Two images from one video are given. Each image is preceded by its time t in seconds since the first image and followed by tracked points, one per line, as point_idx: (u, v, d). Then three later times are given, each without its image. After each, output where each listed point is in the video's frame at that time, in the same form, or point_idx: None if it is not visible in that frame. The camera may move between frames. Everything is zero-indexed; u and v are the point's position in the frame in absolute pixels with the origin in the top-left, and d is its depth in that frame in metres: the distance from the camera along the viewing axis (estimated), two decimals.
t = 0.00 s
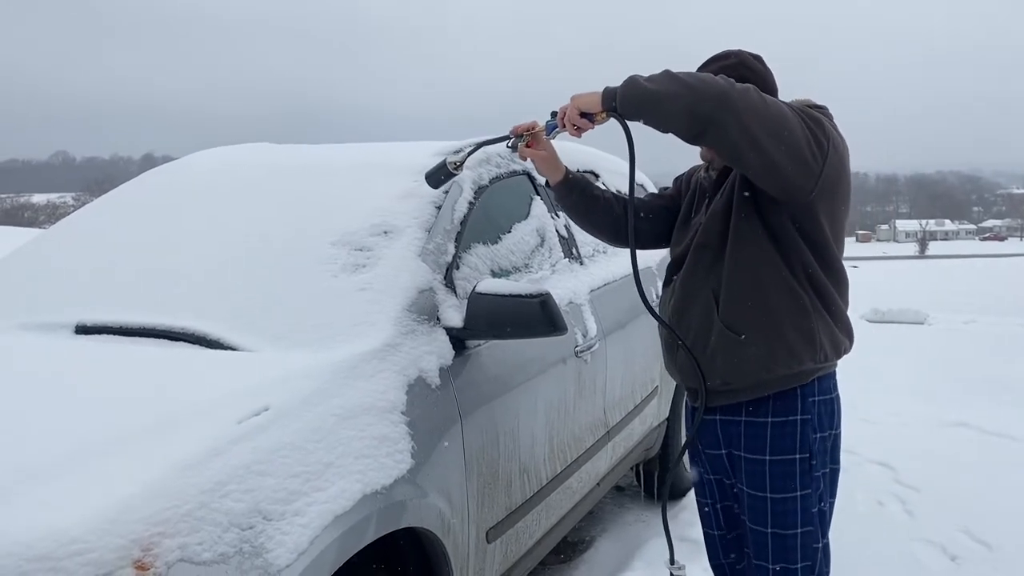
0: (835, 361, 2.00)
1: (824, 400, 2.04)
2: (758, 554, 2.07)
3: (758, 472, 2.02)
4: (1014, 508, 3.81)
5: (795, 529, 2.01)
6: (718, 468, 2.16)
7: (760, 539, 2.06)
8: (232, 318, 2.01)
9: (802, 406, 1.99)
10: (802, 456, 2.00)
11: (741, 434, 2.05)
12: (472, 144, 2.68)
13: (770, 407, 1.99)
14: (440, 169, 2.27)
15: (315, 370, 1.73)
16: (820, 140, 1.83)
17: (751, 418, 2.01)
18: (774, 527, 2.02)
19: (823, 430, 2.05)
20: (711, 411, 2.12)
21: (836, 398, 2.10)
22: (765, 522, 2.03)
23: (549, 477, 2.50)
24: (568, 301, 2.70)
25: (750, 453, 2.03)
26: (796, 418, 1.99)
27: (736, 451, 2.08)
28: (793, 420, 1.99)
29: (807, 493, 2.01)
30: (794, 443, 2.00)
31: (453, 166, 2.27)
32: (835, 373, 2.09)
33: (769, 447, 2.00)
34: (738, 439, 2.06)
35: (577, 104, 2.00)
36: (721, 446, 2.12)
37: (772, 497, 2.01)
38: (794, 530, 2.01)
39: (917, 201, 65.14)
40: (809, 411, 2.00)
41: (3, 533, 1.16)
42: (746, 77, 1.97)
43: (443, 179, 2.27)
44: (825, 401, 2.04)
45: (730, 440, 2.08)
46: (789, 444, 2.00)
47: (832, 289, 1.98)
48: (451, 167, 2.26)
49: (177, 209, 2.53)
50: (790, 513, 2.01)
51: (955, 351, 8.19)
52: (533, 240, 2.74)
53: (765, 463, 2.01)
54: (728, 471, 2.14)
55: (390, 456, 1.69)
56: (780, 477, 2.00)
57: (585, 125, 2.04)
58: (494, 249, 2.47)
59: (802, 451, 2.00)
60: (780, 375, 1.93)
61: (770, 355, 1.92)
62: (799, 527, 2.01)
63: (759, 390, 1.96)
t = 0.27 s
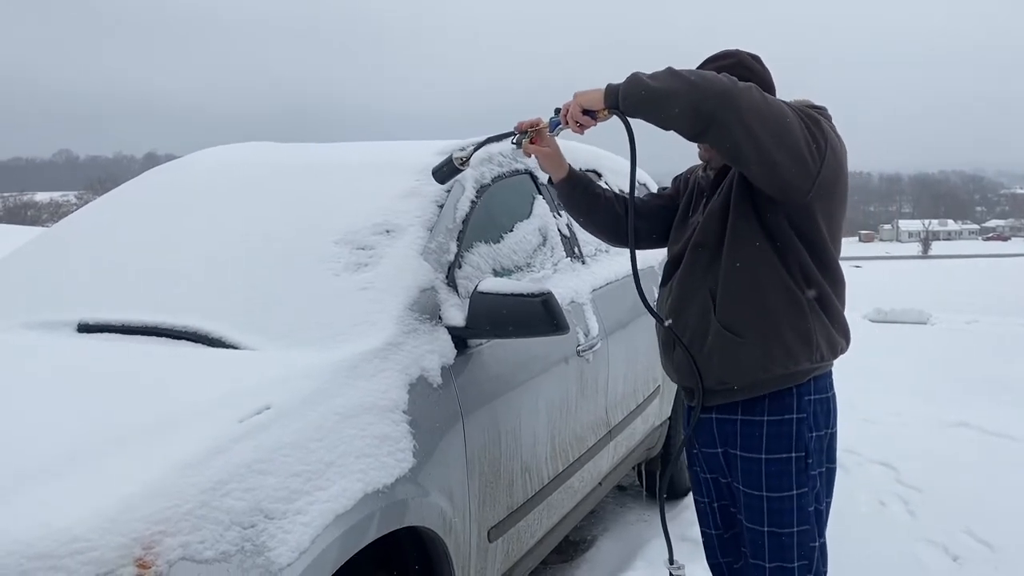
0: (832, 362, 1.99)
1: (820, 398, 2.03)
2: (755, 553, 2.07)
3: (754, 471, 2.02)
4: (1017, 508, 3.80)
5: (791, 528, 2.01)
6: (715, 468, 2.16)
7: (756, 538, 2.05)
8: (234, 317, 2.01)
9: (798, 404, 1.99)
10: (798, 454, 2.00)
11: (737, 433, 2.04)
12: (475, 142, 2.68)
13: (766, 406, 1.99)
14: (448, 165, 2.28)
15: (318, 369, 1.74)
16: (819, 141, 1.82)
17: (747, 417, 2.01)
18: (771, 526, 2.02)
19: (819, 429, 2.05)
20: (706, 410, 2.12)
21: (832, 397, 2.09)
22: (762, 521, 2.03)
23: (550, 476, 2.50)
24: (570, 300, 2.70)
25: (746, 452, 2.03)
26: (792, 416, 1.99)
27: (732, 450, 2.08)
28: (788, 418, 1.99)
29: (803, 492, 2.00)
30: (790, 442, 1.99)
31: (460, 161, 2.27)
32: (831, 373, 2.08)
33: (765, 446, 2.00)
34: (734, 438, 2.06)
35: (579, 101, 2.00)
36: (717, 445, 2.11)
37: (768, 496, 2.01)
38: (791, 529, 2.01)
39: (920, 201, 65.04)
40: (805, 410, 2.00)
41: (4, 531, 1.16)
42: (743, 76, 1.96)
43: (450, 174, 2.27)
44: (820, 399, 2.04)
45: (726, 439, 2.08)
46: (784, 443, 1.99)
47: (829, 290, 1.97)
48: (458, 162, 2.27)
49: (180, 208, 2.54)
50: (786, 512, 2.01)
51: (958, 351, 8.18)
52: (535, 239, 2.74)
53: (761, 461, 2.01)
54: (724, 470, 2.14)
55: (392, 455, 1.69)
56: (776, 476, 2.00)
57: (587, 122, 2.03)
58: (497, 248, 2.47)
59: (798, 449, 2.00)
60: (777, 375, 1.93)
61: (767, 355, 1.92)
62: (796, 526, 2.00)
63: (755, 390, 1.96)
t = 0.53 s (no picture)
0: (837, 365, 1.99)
1: (822, 400, 2.04)
2: (756, 554, 2.06)
3: (756, 472, 2.02)
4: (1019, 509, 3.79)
5: (793, 529, 2.01)
6: (716, 469, 2.16)
7: (758, 540, 2.05)
8: (236, 316, 2.01)
9: (800, 406, 1.99)
10: (801, 456, 2.00)
11: (739, 434, 2.04)
12: (477, 142, 2.68)
13: (769, 407, 1.99)
14: (451, 177, 2.22)
15: (320, 368, 1.73)
16: (832, 143, 1.83)
17: (749, 418, 2.01)
18: (772, 527, 2.02)
19: (822, 430, 2.05)
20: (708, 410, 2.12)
21: (835, 399, 2.10)
22: (764, 522, 2.03)
23: (551, 476, 2.50)
24: (572, 300, 2.70)
25: (748, 453, 2.03)
26: (794, 417, 1.99)
27: (734, 451, 2.08)
28: (792, 419, 1.99)
29: (805, 493, 2.00)
30: (793, 444, 1.99)
31: (463, 174, 2.21)
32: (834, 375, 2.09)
33: (767, 447, 2.00)
34: (736, 439, 2.05)
35: (598, 102, 1.96)
36: (719, 446, 2.11)
37: (770, 497, 2.01)
38: (793, 531, 2.01)
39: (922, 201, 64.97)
40: (807, 411, 2.00)
41: (6, 530, 1.16)
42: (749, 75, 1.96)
43: (453, 186, 2.21)
44: (823, 401, 2.04)
45: (728, 440, 2.08)
46: (787, 444, 1.99)
47: (836, 292, 1.97)
48: (462, 175, 2.21)
49: (181, 207, 2.54)
50: (787, 513, 2.00)
51: (959, 351, 8.17)
52: (537, 238, 2.74)
53: (763, 463, 2.01)
54: (725, 471, 2.14)
55: (393, 454, 1.69)
56: (779, 477, 2.00)
57: (605, 123, 1.99)
58: (498, 247, 2.46)
59: (800, 451, 2.00)
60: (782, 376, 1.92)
61: (773, 357, 1.91)
62: (798, 528, 2.00)
63: (760, 391, 1.95)
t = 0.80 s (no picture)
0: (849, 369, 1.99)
1: (832, 401, 2.03)
2: (764, 557, 2.06)
3: (765, 474, 2.01)
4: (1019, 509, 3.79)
5: (802, 532, 2.00)
6: (724, 472, 2.15)
7: (767, 542, 2.05)
8: (236, 315, 2.01)
9: (811, 408, 1.98)
10: (810, 458, 1.99)
11: (748, 436, 2.04)
12: (478, 142, 2.68)
13: (780, 409, 1.98)
14: (447, 194, 2.12)
15: (321, 368, 1.73)
16: (848, 147, 1.83)
17: (758, 420, 2.00)
18: (781, 530, 2.02)
19: (831, 432, 2.04)
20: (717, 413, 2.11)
21: (844, 400, 2.09)
22: (772, 525, 2.03)
23: (553, 476, 2.50)
24: (573, 300, 2.69)
25: (757, 455, 2.02)
26: (804, 420, 1.98)
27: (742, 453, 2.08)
28: (801, 422, 1.98)
29: (815, 496, 2.00)
30: (803, 446, 1.99)
31: (460, 191, 2.12)
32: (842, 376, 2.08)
33: (776, 449, 1.99)
34: (745, 442, 2.05)
35: (617, 109, 1.92)
36: (727, 448, 2.11)
37: (778, 500, 2.00)
38: (802, 533, 2.00)
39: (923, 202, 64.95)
40: (818, 413, 1.99)
41: (6, 529, 1.16)
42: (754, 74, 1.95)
43: (450, 203, 2.13)
44: (833, 403, 2.04)
45: (736, 442, 2.07)
46: (797, 447, 1.99)
47: (850, 294, 1.96)
48: (458, 192, 2.11)
49: (181, 206, 2.54)
50: (797, 516, 2.00)
51: (959, 351, 8.16)
52: (538, 238, 2.74)
53: (772, 465, 2.00)
54: (733, 474, 2.14)
55: (394, 454, 1.69)
56: (788, 479, 1.99)
57: (625, 131, 1.95)
58: (499, 247, 2.46)
59: (810, 454, 1.99)
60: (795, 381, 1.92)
61: (786, 361, 1.90)
62: (807, 530, 2.00)
63: (773, 395, 1.95)
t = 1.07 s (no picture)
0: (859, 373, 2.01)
1: (840, 404, 2.03)
2: (771, 560, 2.06)
3: (773, 478, 2.01)
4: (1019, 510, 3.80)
5: (810, 535, 2.00)
6: (730, 475, 2.15)
7: (774, 546, 2.05)
8: (236, 315, 2.01)
9: (819, 411, 1.98)
10: (819, 461, 1.99)
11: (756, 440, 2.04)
12: (478, 142, 2.68)
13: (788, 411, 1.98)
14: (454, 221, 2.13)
15: (321, 368, 1.73)
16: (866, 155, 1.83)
17: (766, 423, 2.00)
18: (789, 533, 2.01)
19: (839, 435, 2.04)
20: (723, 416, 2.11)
21: (851, 402, 2.09)
22: (780, 528, 2.02)
23: (553, 476, 2.50)
24: (573, 300, 2.69)
25: (764, 459, 2.02)
26: (813, 422, 1.98)
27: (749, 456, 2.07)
28: (810, 424, 1.98)
29: (823, 498, 2.00)
30: (812, 449, 1.99)
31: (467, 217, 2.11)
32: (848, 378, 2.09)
33: (785, 452, 1.99)
34: (752, 444, 2.04)
35: (646, 126, 1.80)
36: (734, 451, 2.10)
37: (787, 503, 2.00)
38: (810, 536, 2.00)
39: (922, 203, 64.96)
40: (826, 416, 1.99)
41: (6, 529, 1.16)
42: (754, 73, 1.95)
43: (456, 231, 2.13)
44: (840, 405, 2.04)
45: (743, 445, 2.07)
46: (805, 450, 1.98)
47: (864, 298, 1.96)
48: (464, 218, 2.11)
49: (181, 206, 2.53)
50: (805, 519, 2.00)
51: (959, 352, 8.16)
52: (538, 239, 2.74)
53: (780, 468, 2.00)
54: (739, 477, 2.13)
55: (394, 455, 1.69)
56: (796, 482, 1.99)
57: (654, 148, 1.82)
58: (499, 247, 2.46)
59: (819, 456, 1.99)
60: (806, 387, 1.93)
61: (801, 368, 1.90)
62: (815, 533, 2.00)
63: (784, 401, 1.95)
